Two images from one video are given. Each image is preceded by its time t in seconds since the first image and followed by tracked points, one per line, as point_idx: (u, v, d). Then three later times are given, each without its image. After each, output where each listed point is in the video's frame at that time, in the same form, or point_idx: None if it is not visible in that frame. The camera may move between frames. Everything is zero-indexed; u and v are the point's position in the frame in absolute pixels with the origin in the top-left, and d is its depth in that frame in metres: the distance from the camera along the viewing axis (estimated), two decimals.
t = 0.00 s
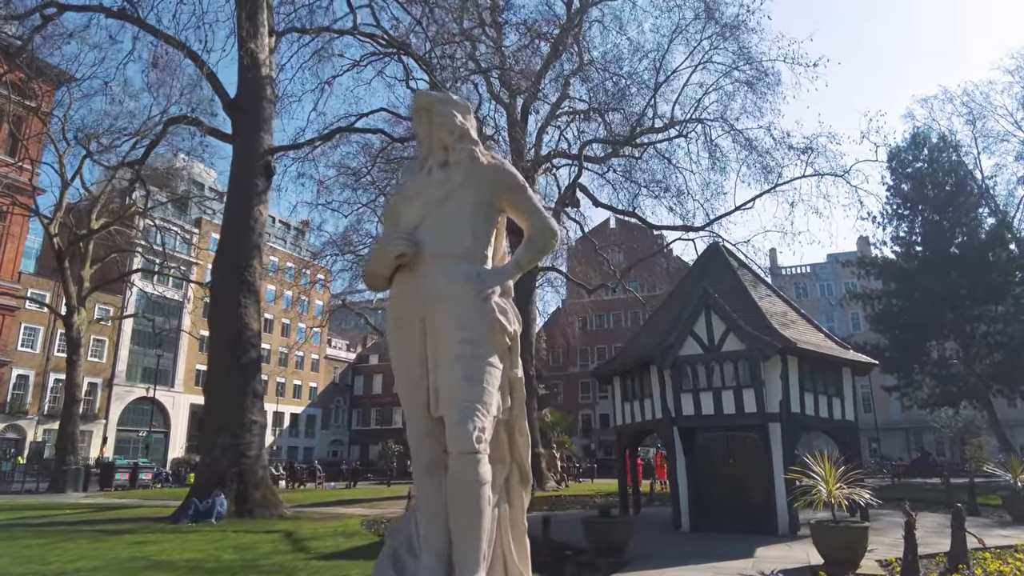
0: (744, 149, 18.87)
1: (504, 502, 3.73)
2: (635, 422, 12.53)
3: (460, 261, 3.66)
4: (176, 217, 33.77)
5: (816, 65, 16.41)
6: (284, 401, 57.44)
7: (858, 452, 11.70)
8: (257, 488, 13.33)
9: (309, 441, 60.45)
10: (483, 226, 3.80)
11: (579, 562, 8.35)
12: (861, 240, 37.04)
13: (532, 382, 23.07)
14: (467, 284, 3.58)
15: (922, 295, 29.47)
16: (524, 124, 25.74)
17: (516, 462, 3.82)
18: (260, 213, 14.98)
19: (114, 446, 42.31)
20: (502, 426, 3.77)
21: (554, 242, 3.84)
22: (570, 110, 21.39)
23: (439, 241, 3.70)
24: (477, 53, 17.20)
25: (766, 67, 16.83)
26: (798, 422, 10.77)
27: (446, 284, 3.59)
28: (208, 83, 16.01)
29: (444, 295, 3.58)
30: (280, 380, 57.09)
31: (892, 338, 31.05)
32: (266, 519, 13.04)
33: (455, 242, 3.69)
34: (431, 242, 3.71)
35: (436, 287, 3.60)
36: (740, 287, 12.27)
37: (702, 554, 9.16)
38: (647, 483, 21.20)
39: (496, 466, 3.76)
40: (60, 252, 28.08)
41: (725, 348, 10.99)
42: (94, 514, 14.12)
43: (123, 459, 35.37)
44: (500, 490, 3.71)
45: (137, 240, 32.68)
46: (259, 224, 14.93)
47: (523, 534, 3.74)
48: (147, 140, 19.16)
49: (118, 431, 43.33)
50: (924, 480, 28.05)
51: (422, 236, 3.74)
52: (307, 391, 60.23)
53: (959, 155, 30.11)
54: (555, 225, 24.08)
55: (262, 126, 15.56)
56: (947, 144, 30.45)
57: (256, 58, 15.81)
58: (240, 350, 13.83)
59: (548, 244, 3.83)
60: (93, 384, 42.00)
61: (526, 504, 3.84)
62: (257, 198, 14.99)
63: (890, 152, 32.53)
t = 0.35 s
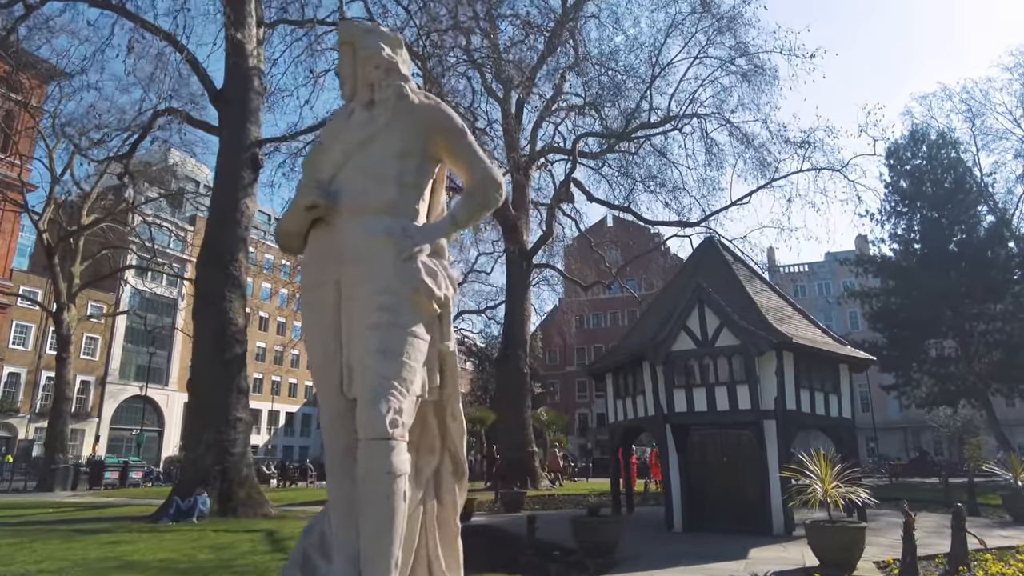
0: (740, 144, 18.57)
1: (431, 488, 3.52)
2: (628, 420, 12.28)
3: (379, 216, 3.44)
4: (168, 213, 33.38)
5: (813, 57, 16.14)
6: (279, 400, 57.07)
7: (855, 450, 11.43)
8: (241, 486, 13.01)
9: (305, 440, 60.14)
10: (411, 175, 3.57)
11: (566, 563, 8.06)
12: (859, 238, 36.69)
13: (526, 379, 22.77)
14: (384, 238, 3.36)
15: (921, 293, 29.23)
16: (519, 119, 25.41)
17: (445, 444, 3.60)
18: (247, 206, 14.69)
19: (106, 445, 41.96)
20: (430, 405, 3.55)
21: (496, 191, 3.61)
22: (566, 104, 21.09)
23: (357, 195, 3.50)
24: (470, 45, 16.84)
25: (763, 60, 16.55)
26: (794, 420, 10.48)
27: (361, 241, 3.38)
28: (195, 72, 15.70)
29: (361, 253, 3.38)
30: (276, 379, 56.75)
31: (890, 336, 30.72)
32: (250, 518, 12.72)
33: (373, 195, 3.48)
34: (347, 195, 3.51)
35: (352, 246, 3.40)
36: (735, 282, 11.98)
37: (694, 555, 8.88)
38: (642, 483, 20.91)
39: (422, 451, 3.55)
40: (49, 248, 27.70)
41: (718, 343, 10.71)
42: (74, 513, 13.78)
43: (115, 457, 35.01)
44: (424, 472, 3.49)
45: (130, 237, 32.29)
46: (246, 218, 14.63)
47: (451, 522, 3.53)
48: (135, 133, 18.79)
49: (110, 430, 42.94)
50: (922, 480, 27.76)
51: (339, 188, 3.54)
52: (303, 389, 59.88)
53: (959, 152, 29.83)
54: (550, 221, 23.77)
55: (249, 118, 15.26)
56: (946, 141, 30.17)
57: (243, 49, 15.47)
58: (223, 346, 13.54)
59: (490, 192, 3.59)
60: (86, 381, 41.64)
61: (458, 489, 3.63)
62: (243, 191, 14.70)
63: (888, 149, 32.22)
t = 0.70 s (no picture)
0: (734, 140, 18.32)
1: (321, 503, 2.86)
2: (617, 419, 12.01)
3: (260, 171, 2.86)
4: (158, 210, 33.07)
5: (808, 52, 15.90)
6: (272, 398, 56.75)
7: (848, 451, 11.19)
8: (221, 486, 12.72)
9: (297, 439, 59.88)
10: (304, 123, 2.95)
11: (548, 567, 7.80)
12: (855, 237, 36.50)
13: (518, 378, 22.51)
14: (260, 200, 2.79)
15: (916, 293, 29.05)
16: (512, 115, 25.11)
17: (343, 451, 2.93)
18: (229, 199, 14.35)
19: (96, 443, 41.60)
20: (322, 401, 2.88)
21: (413, 147, 2.83)
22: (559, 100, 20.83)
23: (235, 145, 2.91)
24: (462, 41, 16.62)
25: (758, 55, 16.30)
26: (786, 420, 10.23)
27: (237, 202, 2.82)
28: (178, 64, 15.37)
29: (236, 217, 2.82)
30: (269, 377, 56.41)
31: (885, 336, 30.53)
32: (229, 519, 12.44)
33: (255, 146, 2.88)
34: (227, 145, 2.92)
35: (229, 207, 2.86)
36: (726, 279, 11.69)
37: (681, 559, 8.60)
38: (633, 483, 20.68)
39: (313, 458, 2.89)
40: (35, 244, 27.33)
41: (709, 341, 10.45)
42: (51, 514, 13.47)
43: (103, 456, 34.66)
44: (312, 486, 2.84)
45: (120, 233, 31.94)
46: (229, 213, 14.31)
47: (345, 546, 2.85)
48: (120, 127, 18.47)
49: (100, 429, 42.53)
50: (916, 480, 27.62)
51: (218, 137, 2.97)
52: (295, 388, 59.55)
53: (954, 150, 29.66)
54: (543, 218, 23.55)
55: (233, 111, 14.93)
56: (942, 139, 29.96)
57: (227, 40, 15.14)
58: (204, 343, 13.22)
59: (402, 149, 2.81)
60: (75, 380, 41.23)
61: (361, 506, 2.95)
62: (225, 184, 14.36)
63: (884, 147, 31.98)
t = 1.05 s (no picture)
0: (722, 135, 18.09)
1: (126, 497, 2.44)
2: (601, 416, 11.76)
3: (53, 75, 2.48)
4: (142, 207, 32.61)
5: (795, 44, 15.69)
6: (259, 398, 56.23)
7: (835, 449, 10.93)
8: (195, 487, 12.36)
9: (286, 439, 59.41)
10: (114, 20, 2.58)
11: (524, 570, 7.51)
12: (845, 235, 36.39)
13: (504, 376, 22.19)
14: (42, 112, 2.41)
15: (905, 291, 28.94)
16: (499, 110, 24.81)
17: (157, 431, 2.49)
18: (205, 192, 14.02)
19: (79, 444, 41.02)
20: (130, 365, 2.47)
21: (261, 52, 2.55)
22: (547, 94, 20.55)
23: (25, 45, 2.52)
24: (449, 34, 16.33)
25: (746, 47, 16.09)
26: (771, 416, 9.98)
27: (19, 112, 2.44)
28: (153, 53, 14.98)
29: (16, 131, 2.42)
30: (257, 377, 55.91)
31: (874, 334, 30.34)
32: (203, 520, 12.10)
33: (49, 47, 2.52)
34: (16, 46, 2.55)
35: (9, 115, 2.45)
36: (712, 273, 11.44)
37: (663, 560, 8.33)
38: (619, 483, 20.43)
39: (115, 441, 2.44)
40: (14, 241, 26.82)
41: (692, 336, 10.19)
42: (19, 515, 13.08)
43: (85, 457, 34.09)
44: (111, 474, 2.41)
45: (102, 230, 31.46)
46: (206, 206, 13.99)
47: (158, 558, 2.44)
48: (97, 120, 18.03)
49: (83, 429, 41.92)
50: (905, 480, 27.48)
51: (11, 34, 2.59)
52: (284, 388, 59.07)
53: (944, 149, 29.56)
54: (531, 214, 23.23)
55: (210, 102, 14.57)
56: (932, 137, 29.85)
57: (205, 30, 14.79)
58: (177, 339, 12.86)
59: (246, 53, 2.52)
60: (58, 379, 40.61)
61: (183, 503, 2.51)
62: (202, 177, 14.03)
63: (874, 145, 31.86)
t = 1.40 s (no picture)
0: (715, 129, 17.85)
1: None
2: (589, 414, 11.46)
3: None
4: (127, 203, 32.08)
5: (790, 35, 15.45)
6: (249, 396, 55.73)
7: (829, 448, 10.66)
8: (171, 486, 11.98)
9: (276, 438, 58.94)
10: None
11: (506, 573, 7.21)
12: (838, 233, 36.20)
13: (494, 375, 21.86)
14: None
15: (898, 289, 28.76)
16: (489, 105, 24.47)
17: None
18: (184, 183, 13.66)
19: (64, 443, 40.43)
20: None
21: None
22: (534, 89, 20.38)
23: None
24: (438, 26, 15.98)
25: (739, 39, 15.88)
26: (763, 414, 9.70)
27: None
28: (133, 42, 14.59)
29: None
30: (246, 375, 55.40)
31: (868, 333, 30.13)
32: (180, 521, 11.74)
33: None
34: None
35: None
36: (703, 267, 11.14)
37: (651, 563, 8.05)
38: (609, 482, 20.16)
39: None
40: None
41: (681, 331, 9.88)
42: None
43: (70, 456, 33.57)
44: None
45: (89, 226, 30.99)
46: (185, 198, 13.64)
47: None
48: (77, 111, 17.63)
49: (69, 428, 41.40)
50: (898, 479, 27.30)
51: None
52: (274, 386, 58.61)
53: (937, 146, 29.40)
54: (521, 210, 22.94)
55: (190, 91, 14.18)
56: (925, 134, 29.69)
57: (185, 18, 14.39)
58: (154, 334, 12.51)
59: None
60: (44, 378, 40.04)
61: None
62: (181, 168, 13.66)
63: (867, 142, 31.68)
